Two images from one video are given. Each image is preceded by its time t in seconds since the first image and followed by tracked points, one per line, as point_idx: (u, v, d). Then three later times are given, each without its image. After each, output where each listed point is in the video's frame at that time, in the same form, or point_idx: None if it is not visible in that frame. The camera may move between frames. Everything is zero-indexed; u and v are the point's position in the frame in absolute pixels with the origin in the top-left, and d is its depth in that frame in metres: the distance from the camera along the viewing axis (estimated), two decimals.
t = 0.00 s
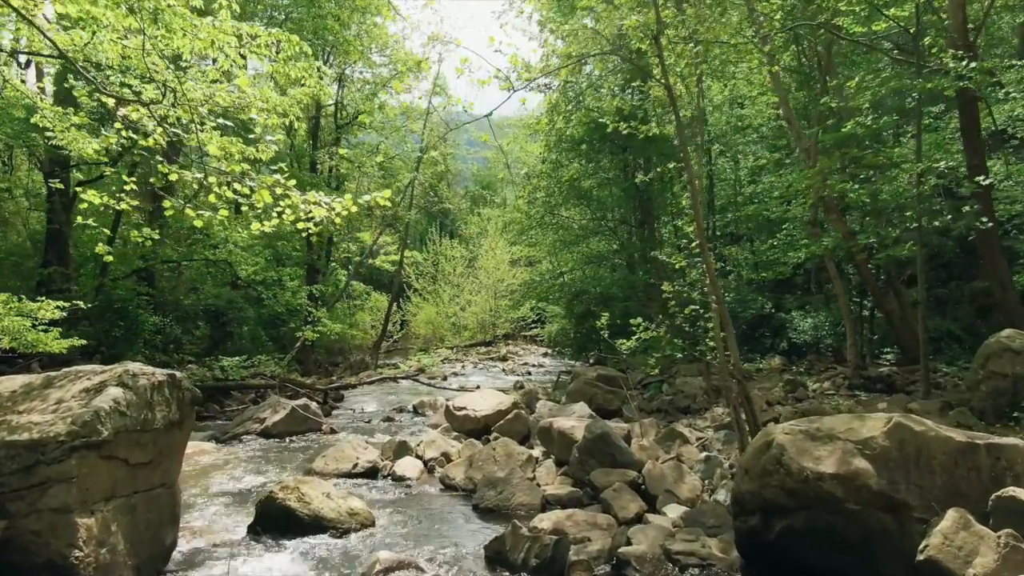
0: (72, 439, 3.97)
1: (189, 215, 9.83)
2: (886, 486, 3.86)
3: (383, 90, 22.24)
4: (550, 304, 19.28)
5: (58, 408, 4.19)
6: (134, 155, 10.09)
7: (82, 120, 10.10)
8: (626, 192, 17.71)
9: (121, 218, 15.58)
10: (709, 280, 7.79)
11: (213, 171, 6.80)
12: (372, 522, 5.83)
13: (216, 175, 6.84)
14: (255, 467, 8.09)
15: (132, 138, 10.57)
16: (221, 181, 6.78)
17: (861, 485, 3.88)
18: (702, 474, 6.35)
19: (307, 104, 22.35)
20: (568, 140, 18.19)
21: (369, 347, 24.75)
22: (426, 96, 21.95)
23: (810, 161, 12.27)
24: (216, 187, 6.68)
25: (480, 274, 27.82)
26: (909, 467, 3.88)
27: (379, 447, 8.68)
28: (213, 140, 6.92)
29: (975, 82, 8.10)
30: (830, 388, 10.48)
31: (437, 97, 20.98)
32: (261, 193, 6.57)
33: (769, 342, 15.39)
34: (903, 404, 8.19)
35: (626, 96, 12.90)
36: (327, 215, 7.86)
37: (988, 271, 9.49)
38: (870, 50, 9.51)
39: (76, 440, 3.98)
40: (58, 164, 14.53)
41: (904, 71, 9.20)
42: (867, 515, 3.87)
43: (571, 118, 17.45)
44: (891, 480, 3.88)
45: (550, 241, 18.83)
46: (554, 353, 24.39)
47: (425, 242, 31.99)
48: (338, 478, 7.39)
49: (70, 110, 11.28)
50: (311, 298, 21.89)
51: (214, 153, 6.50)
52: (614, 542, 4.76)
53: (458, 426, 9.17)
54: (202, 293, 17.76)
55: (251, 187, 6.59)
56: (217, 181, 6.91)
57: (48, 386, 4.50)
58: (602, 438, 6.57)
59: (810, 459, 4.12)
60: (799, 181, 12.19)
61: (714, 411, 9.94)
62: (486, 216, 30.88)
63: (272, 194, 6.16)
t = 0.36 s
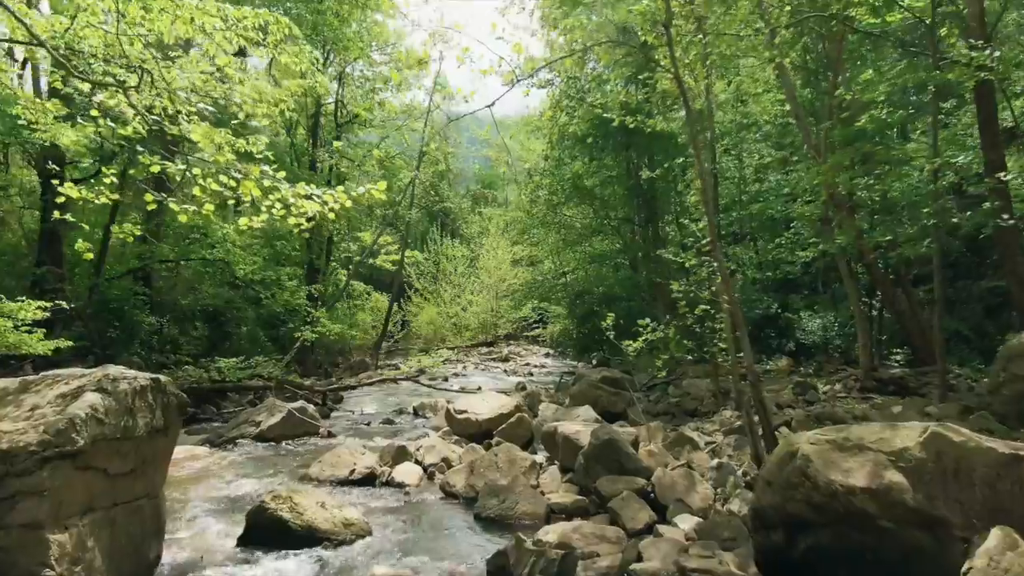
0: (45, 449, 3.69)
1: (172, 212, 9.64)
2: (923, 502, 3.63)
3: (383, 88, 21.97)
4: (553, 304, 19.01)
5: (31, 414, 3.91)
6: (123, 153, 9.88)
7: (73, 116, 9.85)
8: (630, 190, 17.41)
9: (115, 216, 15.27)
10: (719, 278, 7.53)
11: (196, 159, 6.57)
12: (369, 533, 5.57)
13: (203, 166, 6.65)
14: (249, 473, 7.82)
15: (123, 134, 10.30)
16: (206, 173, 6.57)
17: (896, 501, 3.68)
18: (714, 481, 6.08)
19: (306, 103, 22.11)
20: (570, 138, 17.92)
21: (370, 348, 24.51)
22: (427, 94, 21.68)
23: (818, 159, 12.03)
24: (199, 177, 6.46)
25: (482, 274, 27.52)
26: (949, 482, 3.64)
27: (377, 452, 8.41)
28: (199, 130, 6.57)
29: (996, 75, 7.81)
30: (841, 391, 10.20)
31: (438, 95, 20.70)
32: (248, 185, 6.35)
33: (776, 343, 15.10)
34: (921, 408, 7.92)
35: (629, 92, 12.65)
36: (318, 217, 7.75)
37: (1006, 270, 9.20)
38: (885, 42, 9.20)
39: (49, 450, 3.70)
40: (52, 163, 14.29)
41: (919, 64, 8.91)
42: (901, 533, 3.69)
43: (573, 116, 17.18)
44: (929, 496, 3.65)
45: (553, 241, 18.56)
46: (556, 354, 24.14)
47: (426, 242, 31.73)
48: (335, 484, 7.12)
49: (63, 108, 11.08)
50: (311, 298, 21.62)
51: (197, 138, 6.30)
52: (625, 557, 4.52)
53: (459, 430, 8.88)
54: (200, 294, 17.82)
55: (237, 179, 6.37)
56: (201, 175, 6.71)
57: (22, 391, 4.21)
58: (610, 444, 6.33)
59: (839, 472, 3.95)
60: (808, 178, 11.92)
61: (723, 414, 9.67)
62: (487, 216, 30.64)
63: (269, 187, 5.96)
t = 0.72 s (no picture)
0: (9, 462, 3.40)
1: (154, 209, 9.34)
2: (963, 521, 3.40)
3: (384, 87, 21.71)
4: (555, 304, 18.72)
5: None
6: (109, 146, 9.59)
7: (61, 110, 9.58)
8: (633, 189, 17.12)
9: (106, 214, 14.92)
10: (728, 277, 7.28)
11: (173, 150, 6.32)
12: (362, 546, 5.28)
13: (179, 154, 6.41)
14: (242, 480, 7.55)
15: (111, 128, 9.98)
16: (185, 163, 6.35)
17: (933, 521, 3.43)
18: (725, 490, 5.81)
19: (304, 100, 21.83)
20: (572, 135, 17.63)
21: (369, 348, 24.28)
22: (427, 93, 21.42)
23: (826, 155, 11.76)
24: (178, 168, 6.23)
25: (483, 274, 27.24)
26: (993, 499, 3.44)
27: (374, 457, 8.14)
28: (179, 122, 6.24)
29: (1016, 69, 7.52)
30: (852, 394, 9.94)
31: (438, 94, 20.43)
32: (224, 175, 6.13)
33: (782, 344, 14.83)
34: (937, 413, 7.65)
35: (633, 88, 12.39)
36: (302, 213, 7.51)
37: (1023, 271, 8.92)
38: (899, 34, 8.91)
39: (12, 463, 3.41)
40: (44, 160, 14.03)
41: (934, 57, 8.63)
42: (940, 554, 3.43)
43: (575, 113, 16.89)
44: (971, 515, 3.43)
45: (554, 241, 18.30)
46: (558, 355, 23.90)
47: (425, 241, 31.48)
48: (329, 492, 6.85)
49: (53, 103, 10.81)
50: (309, 298, 21.37)
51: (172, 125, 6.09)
52: None
53: (458, 435, 8.60)
54: (197, 293, 17.54)
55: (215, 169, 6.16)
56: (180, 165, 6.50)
57: None
58: (616, 451, 6.05)
59: (869, 487, 3.70)
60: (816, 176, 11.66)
61: (730, 418, 9.39)
62: (487, 215, 30.37)
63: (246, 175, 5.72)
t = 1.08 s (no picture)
0: None
1: (140, 209, 9.28)
2: (1010, 542, 3.16)
3: (383, 86, 21.46)
4: (556, 304, 18.45)
5: None
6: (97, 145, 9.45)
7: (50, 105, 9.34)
8: (635, 187, 16.87)
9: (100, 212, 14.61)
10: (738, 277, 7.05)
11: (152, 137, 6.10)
12: (356, 559, 5.02)
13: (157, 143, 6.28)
14: (235, 487, 7.28)
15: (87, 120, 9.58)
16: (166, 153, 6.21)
17: (978, 542, 3.19)
18: (737, 499, 5.54)
19: (303, 98, 21.60)
20: (574, 133, 17.35)
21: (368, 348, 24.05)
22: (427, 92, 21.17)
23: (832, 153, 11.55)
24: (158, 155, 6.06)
25: (483, 273, 26.97)
26: None
27: (370, 463, 7.87)
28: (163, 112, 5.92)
29: None
30: (862, 397, 9.70)
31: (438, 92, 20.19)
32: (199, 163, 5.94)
33: (788, 344, 14.57)
34: (954, 418, 7.42)
35: (637, 85, 12.15)
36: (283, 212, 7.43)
37: None
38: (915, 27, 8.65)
39: None
40: (37, 157, 13.80)
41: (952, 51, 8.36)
42: None
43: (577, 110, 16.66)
44: (1018, 535, 3.18)
45: (556, 239, 18.03)
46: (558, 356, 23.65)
47: (425, 241, 31.23)
48: (324, 499, 6.58)
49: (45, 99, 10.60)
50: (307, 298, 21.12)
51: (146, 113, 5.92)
52: None
53: (457, 439, 8.34)
54: (194, 292, 17.29)
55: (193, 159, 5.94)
56: (160, 156, 6.31)
57: None
58: (622, 458, 5.79)
59: (906, 504, 3.46)
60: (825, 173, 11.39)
61: (738, 421, 9.14)
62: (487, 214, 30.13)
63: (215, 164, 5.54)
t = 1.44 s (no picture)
0: None
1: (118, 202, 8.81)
2: None
3: (385, 84, 21.18)
4: (560, 304, 18.16)
5: None
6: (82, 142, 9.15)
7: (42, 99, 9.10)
8: (640, 186, 16.59)
9: (96, 211, 14.34)
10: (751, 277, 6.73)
11: (127, 125, 5.76)
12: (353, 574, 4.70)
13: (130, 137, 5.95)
14: (229, 494, 7.03)
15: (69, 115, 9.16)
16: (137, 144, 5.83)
17: None
18: (754, 510, 5.29)
19: (304, 96, 21.41)
20: (579, 130, 17.06)
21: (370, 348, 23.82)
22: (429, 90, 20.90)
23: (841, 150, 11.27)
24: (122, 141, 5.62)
25: (485, 274, 26.70)
26: None
27: (370, 469, 7.61)
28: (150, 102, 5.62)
29: None
30: (877, 400, 9.42)
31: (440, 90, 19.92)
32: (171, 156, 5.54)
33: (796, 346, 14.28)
34: (977, 424, 7.14)
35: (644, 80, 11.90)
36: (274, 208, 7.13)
37: None
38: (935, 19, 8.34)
39: None
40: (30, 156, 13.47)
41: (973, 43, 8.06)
42: None
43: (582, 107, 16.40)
44: None
45: (560, 238, 17.75)
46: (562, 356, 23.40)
47: (427, 240, 31.00)
48: (321, 508, 6.31)
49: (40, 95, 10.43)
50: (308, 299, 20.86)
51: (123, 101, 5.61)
52: None
53: (459, 444, 8.07)
54: (194, 291, 17.08)
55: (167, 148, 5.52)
56: (140, 148, 6.02)
57: None
58: (633, 467, 5.53)
59: (953, 526, 3.25)
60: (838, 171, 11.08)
61: (749, 425, 8.86)
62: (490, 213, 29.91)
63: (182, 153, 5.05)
